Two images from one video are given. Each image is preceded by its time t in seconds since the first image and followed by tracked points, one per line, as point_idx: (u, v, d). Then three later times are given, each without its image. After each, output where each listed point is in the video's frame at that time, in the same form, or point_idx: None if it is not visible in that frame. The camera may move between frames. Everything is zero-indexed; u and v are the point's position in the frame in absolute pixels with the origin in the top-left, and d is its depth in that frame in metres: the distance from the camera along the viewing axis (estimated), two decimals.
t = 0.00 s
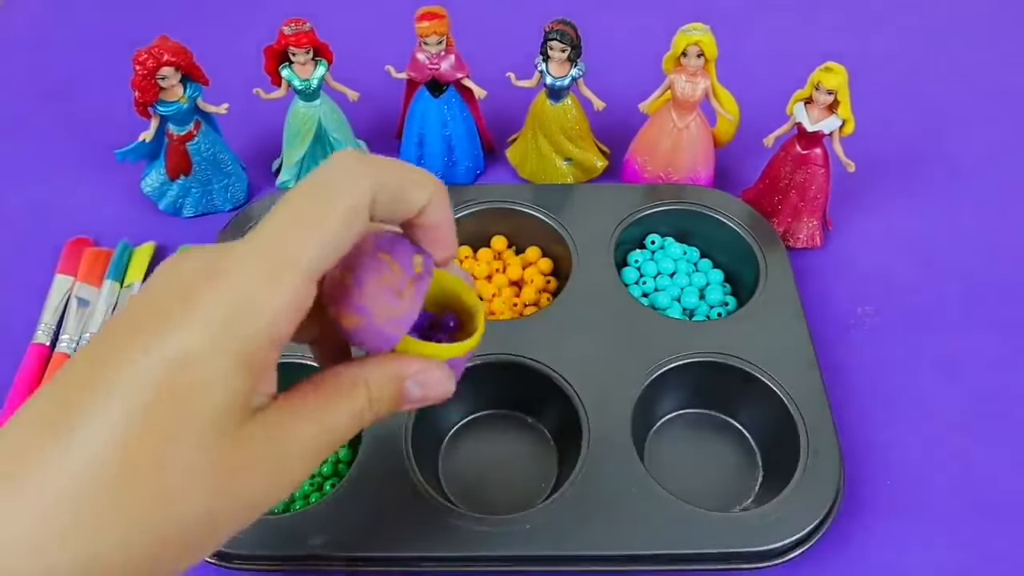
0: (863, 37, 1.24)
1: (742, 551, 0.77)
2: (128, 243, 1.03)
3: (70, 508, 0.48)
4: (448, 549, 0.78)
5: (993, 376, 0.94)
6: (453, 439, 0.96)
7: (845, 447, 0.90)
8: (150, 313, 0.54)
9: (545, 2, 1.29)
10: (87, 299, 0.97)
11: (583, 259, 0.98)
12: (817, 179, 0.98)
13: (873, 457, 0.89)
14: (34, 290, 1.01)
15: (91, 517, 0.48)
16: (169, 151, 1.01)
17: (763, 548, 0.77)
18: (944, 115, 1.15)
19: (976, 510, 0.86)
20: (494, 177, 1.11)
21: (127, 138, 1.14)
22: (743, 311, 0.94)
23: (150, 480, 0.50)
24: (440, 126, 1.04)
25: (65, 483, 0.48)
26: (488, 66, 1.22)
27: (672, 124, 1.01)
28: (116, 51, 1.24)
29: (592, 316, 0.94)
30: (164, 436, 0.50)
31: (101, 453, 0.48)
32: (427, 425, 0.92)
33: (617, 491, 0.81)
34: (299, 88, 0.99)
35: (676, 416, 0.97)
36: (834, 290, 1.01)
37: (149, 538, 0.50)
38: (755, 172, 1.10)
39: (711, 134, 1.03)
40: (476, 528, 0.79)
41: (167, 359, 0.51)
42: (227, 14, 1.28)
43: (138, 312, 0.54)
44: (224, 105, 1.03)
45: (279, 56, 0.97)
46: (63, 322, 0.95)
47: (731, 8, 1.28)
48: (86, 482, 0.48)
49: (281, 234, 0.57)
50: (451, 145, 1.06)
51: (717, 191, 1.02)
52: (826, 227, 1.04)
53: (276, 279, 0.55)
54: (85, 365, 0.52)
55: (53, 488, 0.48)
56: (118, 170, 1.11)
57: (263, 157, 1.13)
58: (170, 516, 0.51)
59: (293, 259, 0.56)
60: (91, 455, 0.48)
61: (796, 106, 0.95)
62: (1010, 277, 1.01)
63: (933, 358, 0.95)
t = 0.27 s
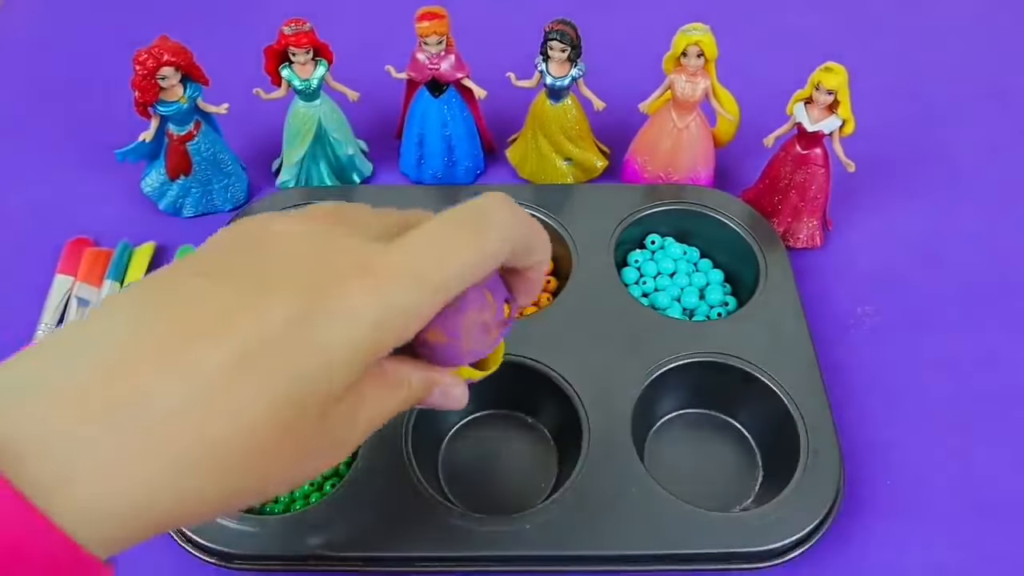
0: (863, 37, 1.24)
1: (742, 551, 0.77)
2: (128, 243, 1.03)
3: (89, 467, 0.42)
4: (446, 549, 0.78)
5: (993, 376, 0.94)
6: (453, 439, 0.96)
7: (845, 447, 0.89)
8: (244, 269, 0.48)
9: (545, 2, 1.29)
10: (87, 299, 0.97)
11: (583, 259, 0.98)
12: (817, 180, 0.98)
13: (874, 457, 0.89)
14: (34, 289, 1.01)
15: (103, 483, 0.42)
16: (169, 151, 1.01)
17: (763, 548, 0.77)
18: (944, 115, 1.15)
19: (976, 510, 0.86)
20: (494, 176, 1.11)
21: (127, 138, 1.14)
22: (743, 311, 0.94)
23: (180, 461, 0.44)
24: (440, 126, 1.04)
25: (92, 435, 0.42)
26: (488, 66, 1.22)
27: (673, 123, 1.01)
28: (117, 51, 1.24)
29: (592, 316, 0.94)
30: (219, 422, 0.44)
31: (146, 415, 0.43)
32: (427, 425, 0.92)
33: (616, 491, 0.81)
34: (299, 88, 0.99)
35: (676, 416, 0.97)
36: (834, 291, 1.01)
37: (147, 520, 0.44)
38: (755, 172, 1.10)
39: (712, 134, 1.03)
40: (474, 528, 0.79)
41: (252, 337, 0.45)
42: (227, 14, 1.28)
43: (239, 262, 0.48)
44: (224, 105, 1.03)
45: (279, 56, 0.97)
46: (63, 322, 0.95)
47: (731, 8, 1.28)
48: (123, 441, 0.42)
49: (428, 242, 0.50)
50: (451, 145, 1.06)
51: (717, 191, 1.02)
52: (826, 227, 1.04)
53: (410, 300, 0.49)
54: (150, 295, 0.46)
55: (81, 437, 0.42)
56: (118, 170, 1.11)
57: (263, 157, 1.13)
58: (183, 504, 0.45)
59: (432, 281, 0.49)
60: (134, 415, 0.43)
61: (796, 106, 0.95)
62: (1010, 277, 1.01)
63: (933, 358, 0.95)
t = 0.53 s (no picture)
0: (864, 36, 1.24)
1: (742, 551, 0.78)
2: (128, 243, 1.03)
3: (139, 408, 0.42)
4: (446, 548, 0.78)
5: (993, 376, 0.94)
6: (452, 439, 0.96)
7: (845, 447, 0.90)
8: (330, 262, 0.48)
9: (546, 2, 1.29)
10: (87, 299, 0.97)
11: (583, 259, 0.98)
12: (817, 180, 0.98)
13: (874, 457, 0.89)
14: (33, 289, 1.01)
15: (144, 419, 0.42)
16: (169, 151, 1.01)
17: (764, 548, 0.77)
18: (944, 115, 1.15)
19: (976, 510, 0.86)
20: (494, 176, 1.11)
21: (127, 138, 1.14)
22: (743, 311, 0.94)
23: (223, 429, 0.42)
24: (440, 126, 1.04)
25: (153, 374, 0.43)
26: (488, 66, 1.22)
27: (673, 123, 1.01)
28: (117, 51, 1.24)
29: (592, 316, 0.94)
30: (270, 398, 0.43)
31: (205, 361, 0.43)
32: (427, 426, 0.92)
33: (616, 490, 0.81)
34: (299, 88, 0.99)
35: (676, 416, 0.97)
36: (834, 291, 1.01)
37: (177, 502, 0.43)
38: (755, 172, 1.10)
39: (712, 134, 1.04)
40: (474, 528, 0.79)
41: (329, 332, 0.45)
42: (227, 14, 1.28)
43: (336, 235, 0.50)
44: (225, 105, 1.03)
45: (279, 56, 0.97)
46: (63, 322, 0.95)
47: (732, 8, 1.28)
48: (178, 386, 0.42)
49: (507, 278, 0.50)
50: (450, 145, 1.06)
51: (717, 191, 1.02)
52: (826, 227, 1.04)
53: (488, 344, 0.48)
54: (229, 254, 0.47)
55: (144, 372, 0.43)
56: (118, 170, 1.11)
57: (263, 157, 1.13)
58: (221, 491, 0.43)
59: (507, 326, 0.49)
60: (205, 381, 0.43)
61: (796, 106, 0.95)
62: (1010, 277, 1.01)
63: (933, 358, 0.96)
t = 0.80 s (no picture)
0: (864, 36, 1.24)
1: (741, 551, 0.77)
2: (128, 243, 1.03)
3: (212, 418, 0.43)
4: (445, 549, 0.78)
5: (994, 376, 0.94)
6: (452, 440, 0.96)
7: (845, 447, 0.90)
8: (414, 287, 0.47)
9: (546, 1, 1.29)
10: (87, 299, 0.97)
11: (583, 259, 0.98)
12: (817, 179, 0.98)
13: (874, 457, 0.89)
14: (33, 288, 1.01)
15: (217, 431, 0.43)
16: (169, 151, 1.01)
17: (763, 547, 0.77)
18: (944, 115, 1.15)
19: (976, 510, 0.86)
20: (494, 176, 1.11)
21: (127, 138, 1.14)
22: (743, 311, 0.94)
23: (299, 449, 0.44)
24: (440, 126, 1.04)
25: (235, 386, 0.43)
26: (488, 66, 1.22)
27: (673, 124, 1.01)
28: (116, 51, 1.24)
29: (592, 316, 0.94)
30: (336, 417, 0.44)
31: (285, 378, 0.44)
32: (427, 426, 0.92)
33: (616, 490, 0.81)
34: (299, 88, 0.99)
35: (676, 416, 0.97)
36: (835, 291, 1.01)
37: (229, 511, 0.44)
38: (755, 172, 1.10)
39: (712, 134, 1.03)
40: (473, 528, 0.79)
41: (406, 370, 0.45)
42: (227, 13, 1.27)
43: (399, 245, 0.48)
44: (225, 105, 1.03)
45: (279, 55, 0.97)
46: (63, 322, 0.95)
47: (732, 8, 1.27)
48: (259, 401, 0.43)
49: (565, 329, 0.50)
50: (450, 144, 1.06)
51: (717, 191, 1.02)
52: (826, 227, 1.04)
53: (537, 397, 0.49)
54: (309, 263, 0.47)
55: (221, 378, 0.43)
56: (118, 170, 1.11)
57: (263, 157, 1.13)
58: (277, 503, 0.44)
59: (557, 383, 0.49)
60: (285, 404, 0.43)
61: (796, 106, 0.95)
62: (1010, 277, 1.01)
63: (933, 358, 0.96)
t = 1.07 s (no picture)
0: (864, 36, 1.24)
1: (742, 551, 0.78)
2: (128, 243, 1.03)
3: (242, 414, 0.42)
4: (444, 549, 0.77)
5: (993, 376, 0.94)
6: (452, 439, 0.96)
7: (845, 447, 0.90)
8: (437, 297, 0.48)
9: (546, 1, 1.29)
10: (87, 299, 0.97)
11: (583, 260, 0.98)
12: (817, 179, 0.98)
13: (873, 457, 0.89)
14: (33, 288, 1.01)
15: (246, 427, 0.42)
16: (169, 151, 1.01)
17: (763, 547, 0.77)
18: (944, 115, 1.15)
19: (976, 510, 0.86)
20: (494, 176, 1.11)
21: (127, 138, 1.14)
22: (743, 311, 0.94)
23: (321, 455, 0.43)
24: (440, 127, 1.04)
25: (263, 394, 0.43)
26: (488, 66, 1.22)
27: (673, 124, 1.01)
28: (116, 51, 1.24)
29: (592, 316, 0.94)
30: (359, 420, 0.44)
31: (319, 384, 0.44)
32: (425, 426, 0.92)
33: (615, 490, 0.81)
34: (299, 88, 0.99)
35: (676, 416, 0.97)
36: (834, 291, 1.01)
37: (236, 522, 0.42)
38: (755, 171, 1.10)
39: (712, 135, 1.04)
40: (473, 528, 0.79)
41: (438, 376, 0.46)
42: (227, 14, 1.27)
43: (421, 258, 0.50)
44: (225, 105, 1.03)
45: (279, 56, 0.97)
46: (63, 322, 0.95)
47: (732, 8, 1.28)
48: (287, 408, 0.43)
49: (589, 347, 0.52)
50: (450, 144, 1.06)
51: (717, 191, 1.02)
52: (826, 227, 1.04)
53: (550, 416, 0.50)
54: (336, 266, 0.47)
55: (245, 379, 0.43)
56: (118, 170, 1.11)
57: (263, 157, 1.13)
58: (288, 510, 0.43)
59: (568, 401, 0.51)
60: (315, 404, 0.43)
61: (796, 107, 0.95)
62: (1010, 276, 1.01)
63: (934, 358, 0.96)
